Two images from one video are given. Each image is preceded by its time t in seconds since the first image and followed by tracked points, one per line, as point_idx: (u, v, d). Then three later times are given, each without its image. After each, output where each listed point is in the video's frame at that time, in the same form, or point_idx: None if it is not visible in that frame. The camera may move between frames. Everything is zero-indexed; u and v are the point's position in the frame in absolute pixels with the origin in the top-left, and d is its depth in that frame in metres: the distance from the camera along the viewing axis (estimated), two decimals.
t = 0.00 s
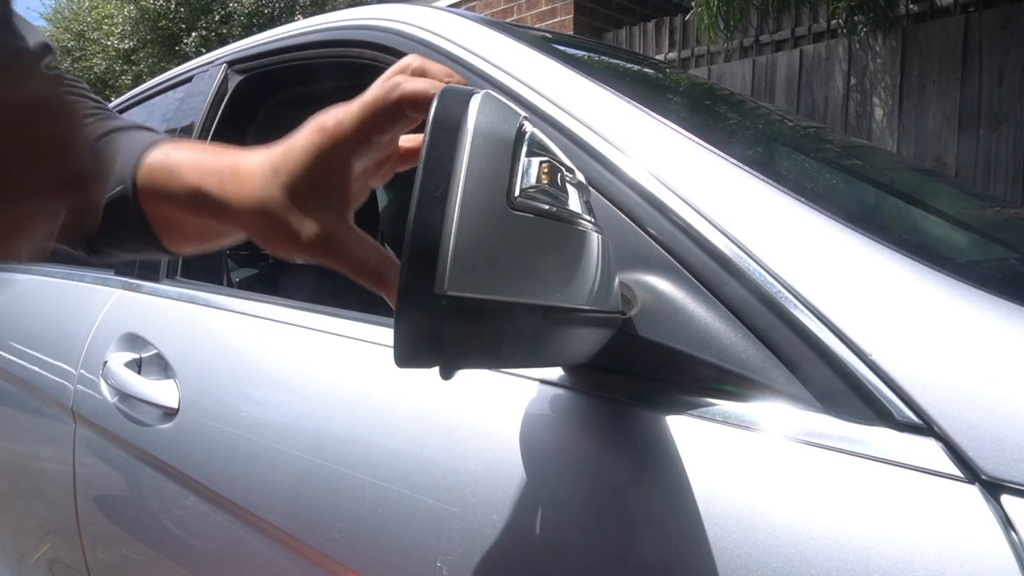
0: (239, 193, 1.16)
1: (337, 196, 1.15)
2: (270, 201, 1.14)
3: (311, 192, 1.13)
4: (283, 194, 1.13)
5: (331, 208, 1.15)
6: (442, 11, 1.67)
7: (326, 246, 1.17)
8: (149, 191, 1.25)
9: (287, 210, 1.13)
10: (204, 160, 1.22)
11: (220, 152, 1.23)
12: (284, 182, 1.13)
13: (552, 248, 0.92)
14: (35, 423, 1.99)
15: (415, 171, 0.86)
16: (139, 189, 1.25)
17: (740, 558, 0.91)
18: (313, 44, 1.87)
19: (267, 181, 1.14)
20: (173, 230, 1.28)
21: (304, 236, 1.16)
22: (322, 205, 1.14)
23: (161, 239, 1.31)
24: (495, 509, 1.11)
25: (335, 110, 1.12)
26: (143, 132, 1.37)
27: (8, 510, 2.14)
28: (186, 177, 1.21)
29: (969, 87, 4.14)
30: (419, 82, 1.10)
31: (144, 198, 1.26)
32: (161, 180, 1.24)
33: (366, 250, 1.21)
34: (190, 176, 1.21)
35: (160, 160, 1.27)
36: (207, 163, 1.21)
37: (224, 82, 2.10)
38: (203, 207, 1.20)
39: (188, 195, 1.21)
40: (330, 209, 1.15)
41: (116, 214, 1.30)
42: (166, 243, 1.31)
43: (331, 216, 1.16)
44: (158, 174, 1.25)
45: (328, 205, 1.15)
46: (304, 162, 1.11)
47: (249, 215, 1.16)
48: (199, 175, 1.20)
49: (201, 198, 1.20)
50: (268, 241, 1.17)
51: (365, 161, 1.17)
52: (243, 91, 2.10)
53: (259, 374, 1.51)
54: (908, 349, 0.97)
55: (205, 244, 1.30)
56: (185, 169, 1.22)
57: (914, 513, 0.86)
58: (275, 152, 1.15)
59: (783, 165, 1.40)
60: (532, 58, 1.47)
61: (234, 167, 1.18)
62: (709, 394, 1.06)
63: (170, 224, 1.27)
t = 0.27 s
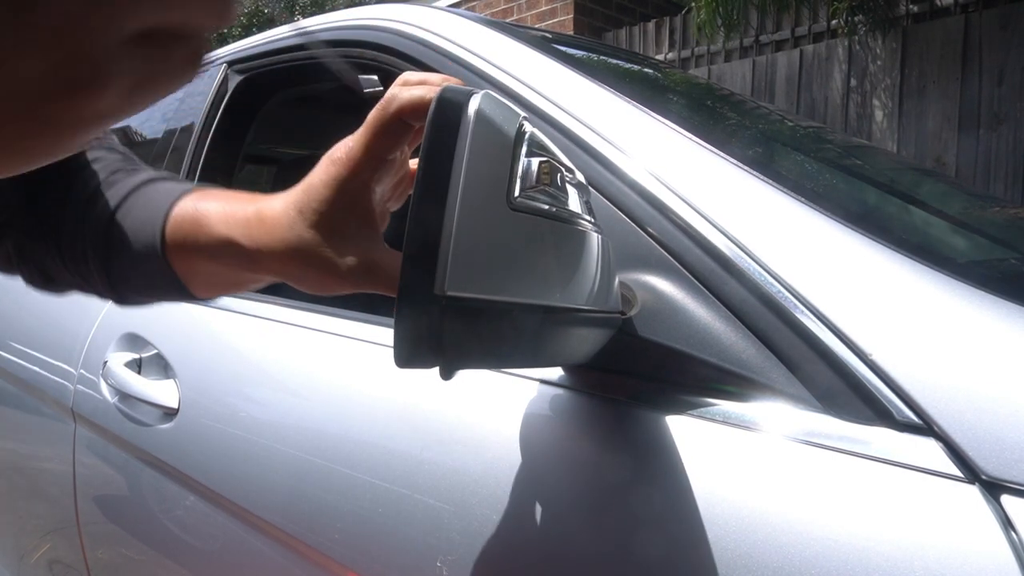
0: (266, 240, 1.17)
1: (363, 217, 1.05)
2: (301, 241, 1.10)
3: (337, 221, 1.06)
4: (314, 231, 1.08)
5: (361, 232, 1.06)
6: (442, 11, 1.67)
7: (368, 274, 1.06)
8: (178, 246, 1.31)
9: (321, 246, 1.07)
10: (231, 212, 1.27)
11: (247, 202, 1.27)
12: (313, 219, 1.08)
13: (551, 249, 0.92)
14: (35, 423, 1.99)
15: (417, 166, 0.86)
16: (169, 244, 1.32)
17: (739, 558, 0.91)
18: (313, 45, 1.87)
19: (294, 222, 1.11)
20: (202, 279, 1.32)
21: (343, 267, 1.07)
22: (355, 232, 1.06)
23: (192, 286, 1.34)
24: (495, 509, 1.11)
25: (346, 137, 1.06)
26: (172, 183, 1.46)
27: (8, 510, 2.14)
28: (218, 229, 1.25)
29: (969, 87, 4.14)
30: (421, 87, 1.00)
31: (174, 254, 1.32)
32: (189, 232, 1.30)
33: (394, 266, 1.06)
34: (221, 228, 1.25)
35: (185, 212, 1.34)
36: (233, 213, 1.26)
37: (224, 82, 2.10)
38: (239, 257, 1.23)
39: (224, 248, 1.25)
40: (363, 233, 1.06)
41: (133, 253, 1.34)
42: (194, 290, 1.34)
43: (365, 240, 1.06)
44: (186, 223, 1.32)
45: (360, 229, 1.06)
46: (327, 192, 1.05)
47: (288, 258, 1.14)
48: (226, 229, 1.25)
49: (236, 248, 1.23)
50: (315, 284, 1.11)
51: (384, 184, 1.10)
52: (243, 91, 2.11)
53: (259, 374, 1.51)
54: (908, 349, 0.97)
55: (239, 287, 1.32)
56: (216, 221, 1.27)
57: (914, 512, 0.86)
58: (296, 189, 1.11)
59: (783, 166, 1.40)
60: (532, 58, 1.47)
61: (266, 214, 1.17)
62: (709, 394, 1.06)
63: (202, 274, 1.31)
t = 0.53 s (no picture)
0: (271, 251, 1.14)
1: (367, 219, 1.02)
2: (306, 248, 1.06)
3: (342, 223, 1.02)
4: (319, 234, 1.04)
5: (366, 231, 1.02)
6: (442, 11, 1.67)
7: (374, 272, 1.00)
8: (182, 270, 1.31)
9: (327, 248, 1.03)
10: (234, 231, 1.26)
11: (248, 223, 1.27)
12: (317, 223, 1.05)
13: (552, 251, 0.92)
14: (35, 423, 1.99)
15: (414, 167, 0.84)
16: (174, 271, 1.32)
17: (739, 558, 0.91)
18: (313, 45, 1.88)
19: (298, 228, 1.08)
20: (210, 304, 1.30)
21: (352, 268, 1.01)
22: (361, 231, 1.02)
23: (200, 315, 1.33)
24: (495, 509, 1.11)
25: (344, 145, 1.06)
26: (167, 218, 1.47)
27: (8, 510, 2.14)
28: (223, 251, 1.24)
29: (970, 87, 4.14)
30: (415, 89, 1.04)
31: (180, 281, 1.32)
32: (195, 257, 1.31)
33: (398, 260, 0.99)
34: (226, 248, 1.25)
35: (187, 236, 1.35)
36: (238, 232, 1.25)
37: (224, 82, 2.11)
38: (247, 276, 1.21)
39: (229, 266, 1.24)
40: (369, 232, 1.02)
41: (138, 294, 1.36)
42: (203, 317, 1.33)
43: (370, 236, 1.02)
44: (189, 247, 1.32)
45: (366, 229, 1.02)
46: (331, 195, 1.03)
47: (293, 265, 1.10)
48: (231, 246, 1.23)
49: (242, 266, 1.21)
50: (324, 289, 1.05)
51: (384, 191, 1.09)
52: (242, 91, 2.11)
53: (259, 374, 1.51)
54: (908, 350, 0.97)
55: (248, 309, 1.30)
56: (219, 242, 1.27)
57: (914, 513, 0.86)
58: (298, 198, 1.10)
59: (783, 166, 1.40)
60: (532, 58, 1.47)
61: (269, 230, 1.15)
62: (708, 394, 1.06)
63: (210, 298, 1.30)
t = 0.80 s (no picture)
0: (273, 255, 1.15)
1: (366, 218, 1.01)
2: (307, 251, 1.06)
3: (340, 224, 1.02)
4: (319, 236, 1.04)
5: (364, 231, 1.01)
6: (442, 11, 1.67)
7: (370, 269, 0.97)
8: (189, 277, 1.33)
9: (326, 250, 1.03)
10: (238, 237, 1.27)
11: (251, 228, 1.28)
12: (317, 226, 1.05)
13: (552, 250, 0.92)
14: (34, 423, 1.99)
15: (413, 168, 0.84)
16: (180, 279, 1.34)
17: (740, 559, 0.91)
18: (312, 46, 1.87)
19: (298, 232, 1.08)
20: (216, 310, 1.32)
21: (349, 269, 1.00)
22: (358, 232, 1.01)
23: (205, 320, 1.34)
24: (495, 509, 1.11)
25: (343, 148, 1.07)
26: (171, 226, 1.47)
27: (8, 510, 2.13)
28: (227, 257, 1.25)
29: (970, 86, 4.14)
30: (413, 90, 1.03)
31: (186, 288, 1.33)
32: (199, 263, 1.32)
33: (393, 255, 0.97)
34: (229, 254, 1.26)
35: (191, 244, 1.36)
36: (241, 238, 1.26)
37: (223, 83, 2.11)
38: (252, 281, 1.22)
39: (234, 271, 1.25)
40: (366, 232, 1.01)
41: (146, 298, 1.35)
42: (209, 323, 1.34)
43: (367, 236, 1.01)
44: (193, 254, 1.34)
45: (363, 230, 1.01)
46: (330, 198, 1.03)
47: (294, 269, 1.10)
48: (235, 252, 1.25)
49: (246, 271, 1.23)
50: (325, 290, 1.04)
51: (384, 193, 1.08)
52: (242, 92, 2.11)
53: (259, 374, 1.51)
54: (908, 350, 0.97)
55: (254, 314, 1.30)
56: (223, 248, 1.28)
57: (915, 513, 0.86)
58: (298, 202, 1.10)
59: (783, 165, 1.40)
60: (532, 58, 1.47)
61: (270, 236, 1.16)
62: (708, 394, 1.06)
63: (215, 304, 1.31)
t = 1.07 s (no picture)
0: (273, 254, 1.15)
1: (366, 218, 1.01)
2: (307, 251, 1.06)
3: (339, 224, 1.02)
4: (319, 236, 1.04)
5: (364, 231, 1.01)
6: (442, 11, 1.67)
7: (368, 268, 0.97)
8: (190, 278, 1.33)
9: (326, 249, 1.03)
10: (238, 237, 1.28)
11: (252, 229, 1.28)
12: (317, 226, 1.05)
13: (552, 250, 0.92)
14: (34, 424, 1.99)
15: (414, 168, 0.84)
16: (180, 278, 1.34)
17: (739, 559, 0.91)
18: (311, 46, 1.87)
19: (298, 231, 1.08)
20: (217, 309, 1.32)
21: (349, 269, 1.00)
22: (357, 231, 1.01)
23: (205, 320, 1.34)
24: (494, 509, 1.11)
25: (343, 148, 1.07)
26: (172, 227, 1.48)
27: (8, 510, 2.13)
28: (227, 257, 1.26)
29: (969, 86, 4.14)
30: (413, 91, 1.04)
31: (186, 289, 1.33)
32: (200, 263, 1.32)
33: (390, 254, 0.96)
34: (229, 254, 1.26)
35: (192, 245, 1.37)
36: (242, 238, 1.27)
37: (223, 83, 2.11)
38: (253, 281, 1.22)
39: (234, 271, 1.25)
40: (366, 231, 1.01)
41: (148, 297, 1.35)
42: (210, 324, 1.34)
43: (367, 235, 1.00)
44: (193, 254, 1.34)
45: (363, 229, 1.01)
46: (330, 198, 1.04)
47: (294, 268, 1.11)
48: (235, 252, 1.25)
49: (247, 271, 1.23)
50: (324, 290, 1.05)
51: (384, 193, 1.08)
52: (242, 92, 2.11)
53: (260, 374, 1.51)
54: (908, 350, 0.97)
55: (254, 313, 1.31)
56: (223, 248, 1.29)
57: (915, 513, 0.86)
58: (299, 201, 1.11)
59: (783, 166, 1.40)
60: (532, 58, 1.47)
61: (270, 236, 1.16)
62: (708, 394, 1.06)
63: (215, 304, 1.31)
